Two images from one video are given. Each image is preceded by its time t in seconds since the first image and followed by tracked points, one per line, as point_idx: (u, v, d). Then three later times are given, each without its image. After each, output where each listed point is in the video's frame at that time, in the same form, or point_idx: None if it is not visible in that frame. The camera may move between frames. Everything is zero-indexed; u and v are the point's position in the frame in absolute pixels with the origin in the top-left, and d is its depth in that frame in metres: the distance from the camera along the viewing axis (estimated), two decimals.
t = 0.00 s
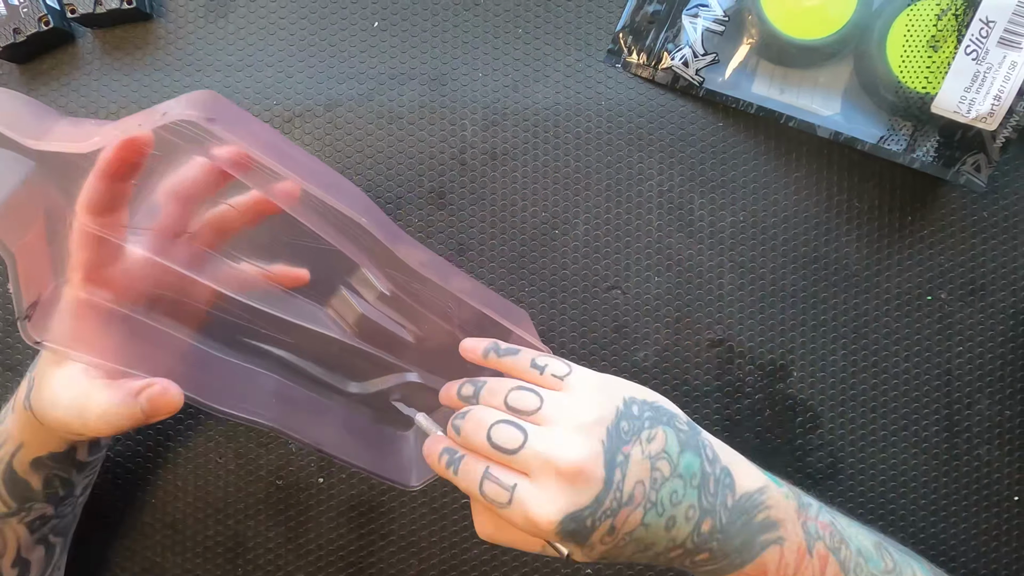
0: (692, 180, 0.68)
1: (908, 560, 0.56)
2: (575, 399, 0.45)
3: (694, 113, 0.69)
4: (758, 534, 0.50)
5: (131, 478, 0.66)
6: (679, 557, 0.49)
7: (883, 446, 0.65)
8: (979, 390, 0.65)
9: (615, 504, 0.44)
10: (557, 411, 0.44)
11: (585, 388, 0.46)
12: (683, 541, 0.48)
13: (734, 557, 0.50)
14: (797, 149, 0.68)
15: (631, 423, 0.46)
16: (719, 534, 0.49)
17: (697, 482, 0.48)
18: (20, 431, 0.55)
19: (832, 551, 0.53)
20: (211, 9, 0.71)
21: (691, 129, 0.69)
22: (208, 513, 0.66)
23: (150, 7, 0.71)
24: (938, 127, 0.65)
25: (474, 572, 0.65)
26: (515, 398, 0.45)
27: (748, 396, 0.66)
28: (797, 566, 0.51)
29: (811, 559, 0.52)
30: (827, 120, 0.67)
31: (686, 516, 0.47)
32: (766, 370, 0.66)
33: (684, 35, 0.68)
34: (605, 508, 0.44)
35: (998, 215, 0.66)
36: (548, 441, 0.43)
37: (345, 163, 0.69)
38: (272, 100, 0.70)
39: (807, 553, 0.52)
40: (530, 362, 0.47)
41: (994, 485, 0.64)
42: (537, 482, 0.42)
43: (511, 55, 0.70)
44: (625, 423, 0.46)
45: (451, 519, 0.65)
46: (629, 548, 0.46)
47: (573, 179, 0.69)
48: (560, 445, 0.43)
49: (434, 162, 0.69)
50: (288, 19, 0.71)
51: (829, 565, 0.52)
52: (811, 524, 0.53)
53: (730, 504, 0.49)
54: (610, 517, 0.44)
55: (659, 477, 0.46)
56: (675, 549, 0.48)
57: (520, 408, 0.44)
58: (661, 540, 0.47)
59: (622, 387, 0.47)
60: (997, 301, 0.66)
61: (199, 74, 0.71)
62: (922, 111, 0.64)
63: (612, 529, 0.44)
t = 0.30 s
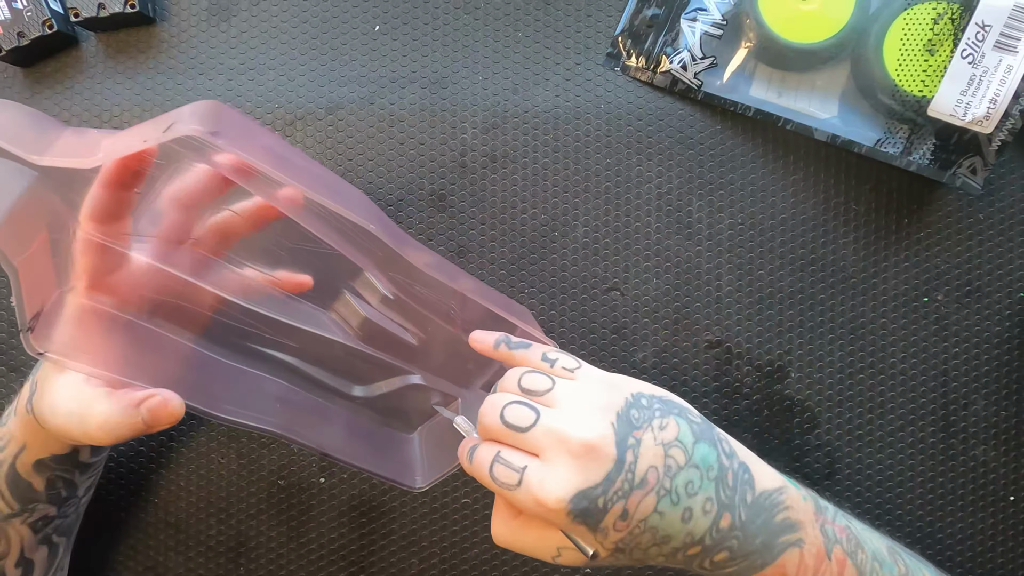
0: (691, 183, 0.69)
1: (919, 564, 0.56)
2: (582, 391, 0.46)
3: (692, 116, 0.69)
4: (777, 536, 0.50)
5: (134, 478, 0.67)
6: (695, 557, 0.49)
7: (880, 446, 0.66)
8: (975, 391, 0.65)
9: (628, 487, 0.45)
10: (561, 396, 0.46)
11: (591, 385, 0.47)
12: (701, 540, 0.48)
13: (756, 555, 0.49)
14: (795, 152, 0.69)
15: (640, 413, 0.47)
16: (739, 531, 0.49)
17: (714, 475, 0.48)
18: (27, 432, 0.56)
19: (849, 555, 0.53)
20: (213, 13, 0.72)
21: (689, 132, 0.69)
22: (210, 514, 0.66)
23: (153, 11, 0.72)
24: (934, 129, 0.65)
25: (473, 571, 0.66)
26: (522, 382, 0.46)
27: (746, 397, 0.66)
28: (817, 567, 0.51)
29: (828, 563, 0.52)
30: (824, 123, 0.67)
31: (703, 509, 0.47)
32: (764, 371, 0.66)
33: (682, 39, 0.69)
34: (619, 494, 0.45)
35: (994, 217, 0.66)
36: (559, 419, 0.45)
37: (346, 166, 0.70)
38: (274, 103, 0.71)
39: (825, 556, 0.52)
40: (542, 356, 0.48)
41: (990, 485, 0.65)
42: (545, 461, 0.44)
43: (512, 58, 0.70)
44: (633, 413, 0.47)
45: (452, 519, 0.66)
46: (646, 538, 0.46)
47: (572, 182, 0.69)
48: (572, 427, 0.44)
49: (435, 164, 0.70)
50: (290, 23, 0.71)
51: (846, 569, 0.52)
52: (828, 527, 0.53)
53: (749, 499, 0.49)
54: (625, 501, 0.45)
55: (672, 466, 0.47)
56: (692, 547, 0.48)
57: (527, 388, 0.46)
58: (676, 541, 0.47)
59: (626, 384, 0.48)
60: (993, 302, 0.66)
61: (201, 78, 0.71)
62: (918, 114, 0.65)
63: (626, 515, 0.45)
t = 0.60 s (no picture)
0: (689, 185, 0.69)
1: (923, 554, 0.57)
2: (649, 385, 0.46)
3: (691, 119, 0.70)
4: (751, 511, 0.52)
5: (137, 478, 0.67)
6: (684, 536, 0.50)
7: (877, 446, 0.66)
8: (971, 391, 0.66)
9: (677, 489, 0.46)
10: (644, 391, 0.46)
11: (653, 368, 0.48)
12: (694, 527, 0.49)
13: (729, 535, 0.51)
14: (793, 155, 0.69)
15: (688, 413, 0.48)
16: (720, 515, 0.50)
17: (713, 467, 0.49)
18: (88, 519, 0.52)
19: (819, 529, 0.53)
20: (216, 17, 0.72)
21: (688, 135, 0.70)
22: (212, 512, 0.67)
23: (156, 15, 0.72)
24: (931, 132, 0.66)
25: (474, 571, 0.66)
26: (574, 412, 0.44)
27: (745, 397, 0.67)
28: (787, 542, 0.52)
29: (799, 536, 0.53)
30: (822, 127, 0.68)
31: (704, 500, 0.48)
32: (762, 372, 0.67)
33: (681, 43, 0.70)
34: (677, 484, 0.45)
35: (991, 220, 0.67)
36: (625, 426, 0.44)
37: (347, 169, 0.70)
38: (276, 106, 0.71)
39: (796, 531, 0.53)
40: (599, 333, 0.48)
41: (986, 485, 0.65)
42: (608, 459, 0.44)
43: (512, 62, 0.71)
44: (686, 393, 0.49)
45: (452, 519, 0.66)
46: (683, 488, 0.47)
47: (572, 185, 0.70)
48: (644, 427, 0.44)
49: (436, 167, 0.70)
50: (291, 27, 0.72)
51: (817, 543, 0.53)
52: (798, 499, 0.54)
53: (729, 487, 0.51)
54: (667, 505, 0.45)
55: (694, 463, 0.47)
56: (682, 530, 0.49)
57: (581, 423, 0.44)
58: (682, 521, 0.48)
59: (679, 376, 0.49)
60: (989, 304, 0.67)
61: (204, 81, 0.72)
62: (915, 117, 0.65)
63: (660, 517, 0.45)
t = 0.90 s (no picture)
0: (688, 188, 0.70)
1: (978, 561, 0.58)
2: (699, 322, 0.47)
3: (689, 123, 0.71)
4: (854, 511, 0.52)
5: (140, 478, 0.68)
6: (776, 517, 0.50)
7: (874, 447, 0.66)
8: (967, 392, 0.66)
9: (734, 436, 0.46)
10: (694, 331, 0.47)
11: (708, 315, 0.48)
12: (784, 502, 0.49)
13: (828, 530, 0.51)
14: (790, 158, 0.70)
15: (757, 363, 0.48)
16: (818, 501, 0.50)
17: (808, 442, 0.50)
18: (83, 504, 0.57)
19: (911, 536, 0.54)
20: (218, 21, 0.73)
21: (686, 138, 0.70)
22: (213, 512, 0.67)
23: (159, 19, 0.73)
24: (927, 135, 0.66)
25: (473, 570, 0.66)
26: (619, 341, 0.46)
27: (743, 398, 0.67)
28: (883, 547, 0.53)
29: (894, 541, 0.53)
30: (819, 130, 0.68)
31: (793, 474, 0.49)
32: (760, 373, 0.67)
33: (679, 47, 0.70)
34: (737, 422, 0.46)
35: (987, 222, 0.67)
36: (671, 355, 0.45)
37: (349, 171, 0.71)
38: (278, 109, 0.72)
39: (891, 536, 0.53)
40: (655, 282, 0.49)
41: (982, 485, 0.65)
42: (653, 389, 0.44)
43: (512, 65, 0.72)
44: (750, 358, 0.48)
45: (452, 518, 0.67)
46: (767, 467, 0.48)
47: (571, 188, 0.70)
48: (694, 358, 0.45)
49: (436, 169, 0.71)
50: (293, 30, 0.73)
51: (908, 550, 0.54)
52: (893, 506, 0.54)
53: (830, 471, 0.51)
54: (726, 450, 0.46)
55: (777, 426, 0.48)
56: (772, 507, 0.49)
57: (626, 349, 0.45)
58: (762, 491, 0.48)
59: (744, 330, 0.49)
60: (985, 305, 0.67)
61: (207, 84, 0.72)
62: (911, 121, 0.66)
63: (724, 464, 0.46)
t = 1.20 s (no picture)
0: (686, 190, 0.71)
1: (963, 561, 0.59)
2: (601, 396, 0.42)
3: (687, 126, 0.71)
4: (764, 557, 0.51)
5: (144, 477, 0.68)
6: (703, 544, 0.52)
7: (870, 447, 0.67)
8: (963, 393, 0.67)
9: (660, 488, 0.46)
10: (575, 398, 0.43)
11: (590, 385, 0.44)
12: None
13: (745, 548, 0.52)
14: (787, 160, 0.71)
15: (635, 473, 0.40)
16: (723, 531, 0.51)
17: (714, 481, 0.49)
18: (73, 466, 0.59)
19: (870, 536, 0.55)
20: (220, 24, 0.73)
21: (685, 141, 0.71)
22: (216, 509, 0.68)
23: (162, 23, 0.73)
24: (923, 138, 0.67)
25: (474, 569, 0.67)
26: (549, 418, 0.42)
27: (740, 398, 0.68)
28: None
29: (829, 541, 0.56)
30: (816, 133, 0.69)
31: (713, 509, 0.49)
32: (757, 373, 0.68)
33: (678, 50, 0.71)
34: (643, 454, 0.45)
35: (982, 224, 0.68)
36: (562, 420, 0.41)
37: (351, 173, 0.72)
38: (280, 112, 0.73)
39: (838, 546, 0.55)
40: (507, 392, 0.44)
41: (978, 485, 0.66)
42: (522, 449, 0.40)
43: (512, 69, 0.72)
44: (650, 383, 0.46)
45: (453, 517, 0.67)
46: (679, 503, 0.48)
47: (570, 191, 0.71)
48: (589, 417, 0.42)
49: (437, 171, 0.72)
50: (295, 34, 0.73)
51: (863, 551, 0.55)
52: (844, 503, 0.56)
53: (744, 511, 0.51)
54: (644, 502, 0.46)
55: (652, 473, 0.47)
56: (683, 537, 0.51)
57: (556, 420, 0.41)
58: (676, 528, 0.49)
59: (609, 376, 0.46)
60: (981, 306, 0.68)
61: (209, 88, 0.73)
62: (908, 124, 0.66)
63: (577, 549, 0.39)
